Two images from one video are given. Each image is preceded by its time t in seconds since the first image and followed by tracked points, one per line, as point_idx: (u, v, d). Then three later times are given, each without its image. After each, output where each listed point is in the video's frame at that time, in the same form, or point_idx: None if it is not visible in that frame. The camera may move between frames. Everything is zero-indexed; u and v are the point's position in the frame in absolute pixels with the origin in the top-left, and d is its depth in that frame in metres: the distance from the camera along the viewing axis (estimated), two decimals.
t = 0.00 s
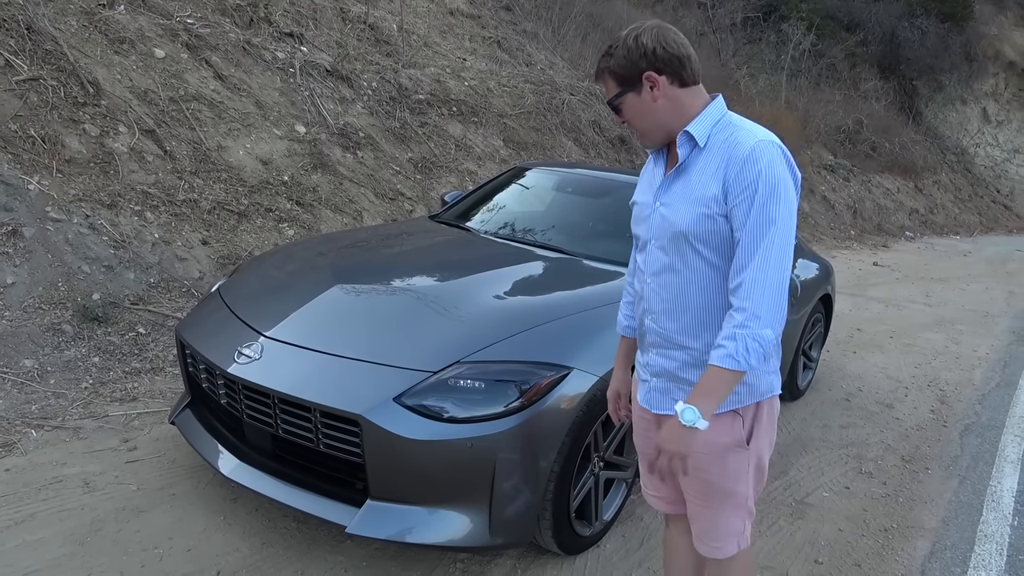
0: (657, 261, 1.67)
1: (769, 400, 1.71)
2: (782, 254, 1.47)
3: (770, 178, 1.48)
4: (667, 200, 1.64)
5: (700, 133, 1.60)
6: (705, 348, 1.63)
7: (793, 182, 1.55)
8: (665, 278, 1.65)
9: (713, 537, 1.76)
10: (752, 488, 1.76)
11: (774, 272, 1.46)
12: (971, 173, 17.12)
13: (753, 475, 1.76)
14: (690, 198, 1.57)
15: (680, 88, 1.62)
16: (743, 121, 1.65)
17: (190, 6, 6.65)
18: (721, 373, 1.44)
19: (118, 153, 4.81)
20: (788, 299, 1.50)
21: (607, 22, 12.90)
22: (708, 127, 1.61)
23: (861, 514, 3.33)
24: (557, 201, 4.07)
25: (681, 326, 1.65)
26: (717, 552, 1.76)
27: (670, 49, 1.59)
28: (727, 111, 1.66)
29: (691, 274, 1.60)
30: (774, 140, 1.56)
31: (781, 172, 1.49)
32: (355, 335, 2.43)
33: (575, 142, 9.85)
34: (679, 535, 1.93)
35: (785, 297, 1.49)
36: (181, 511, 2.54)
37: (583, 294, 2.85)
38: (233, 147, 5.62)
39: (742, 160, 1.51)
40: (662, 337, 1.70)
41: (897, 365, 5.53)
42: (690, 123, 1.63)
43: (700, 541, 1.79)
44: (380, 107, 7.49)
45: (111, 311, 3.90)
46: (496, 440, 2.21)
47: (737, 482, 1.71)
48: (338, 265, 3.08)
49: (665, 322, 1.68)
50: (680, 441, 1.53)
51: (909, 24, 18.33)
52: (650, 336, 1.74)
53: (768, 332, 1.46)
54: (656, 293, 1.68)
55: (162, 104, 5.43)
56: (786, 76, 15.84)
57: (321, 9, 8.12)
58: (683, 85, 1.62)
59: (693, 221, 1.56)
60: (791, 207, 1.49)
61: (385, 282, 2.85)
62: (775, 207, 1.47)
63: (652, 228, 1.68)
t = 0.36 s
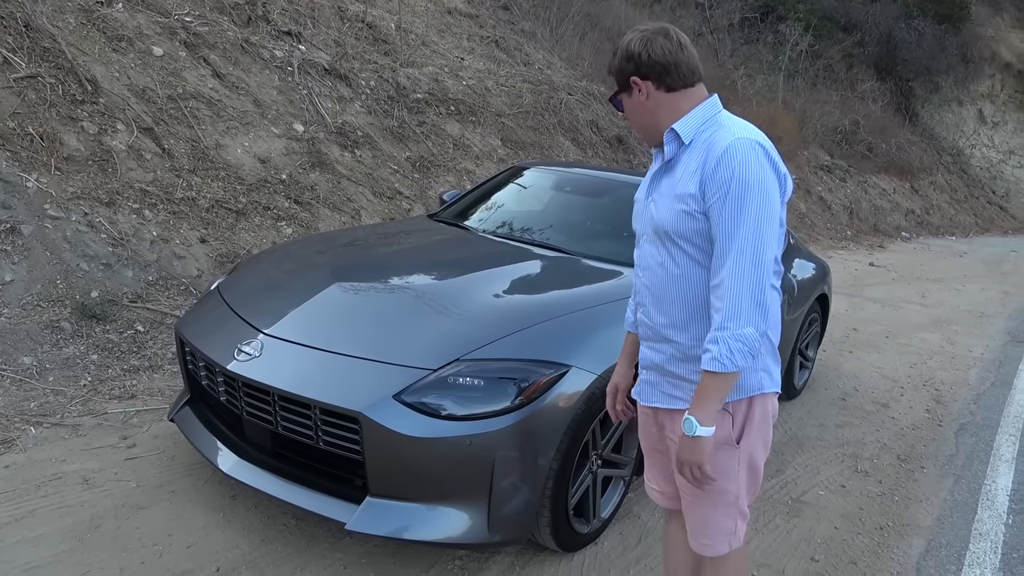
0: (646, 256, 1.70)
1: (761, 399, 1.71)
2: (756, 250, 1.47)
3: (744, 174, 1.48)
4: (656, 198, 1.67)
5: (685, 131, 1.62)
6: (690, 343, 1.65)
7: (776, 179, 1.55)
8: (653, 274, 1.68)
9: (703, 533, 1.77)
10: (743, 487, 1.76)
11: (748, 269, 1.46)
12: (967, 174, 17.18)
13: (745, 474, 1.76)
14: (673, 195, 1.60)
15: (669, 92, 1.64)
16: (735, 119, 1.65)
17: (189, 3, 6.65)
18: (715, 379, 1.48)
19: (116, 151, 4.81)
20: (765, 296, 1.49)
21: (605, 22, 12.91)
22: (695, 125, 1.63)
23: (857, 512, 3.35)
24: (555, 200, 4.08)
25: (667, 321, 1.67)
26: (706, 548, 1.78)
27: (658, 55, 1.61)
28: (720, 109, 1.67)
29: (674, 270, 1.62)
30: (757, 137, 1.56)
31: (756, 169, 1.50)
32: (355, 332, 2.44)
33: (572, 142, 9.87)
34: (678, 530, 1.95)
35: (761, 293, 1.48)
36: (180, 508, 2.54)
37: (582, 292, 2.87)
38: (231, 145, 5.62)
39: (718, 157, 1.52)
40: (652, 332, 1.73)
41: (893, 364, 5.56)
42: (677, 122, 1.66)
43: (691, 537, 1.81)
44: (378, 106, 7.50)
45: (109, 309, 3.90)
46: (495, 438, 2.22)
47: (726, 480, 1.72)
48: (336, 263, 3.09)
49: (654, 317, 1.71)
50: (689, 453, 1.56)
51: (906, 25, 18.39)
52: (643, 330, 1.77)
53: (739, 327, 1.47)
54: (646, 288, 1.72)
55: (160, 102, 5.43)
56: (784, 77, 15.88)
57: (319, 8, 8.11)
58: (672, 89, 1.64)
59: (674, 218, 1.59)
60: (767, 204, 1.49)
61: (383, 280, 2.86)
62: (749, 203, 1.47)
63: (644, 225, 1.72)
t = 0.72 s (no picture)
0: (650, 255, 1.72)
1: (764, 397, 1.72)
2: (755, 247, 1.48)
3: (744, 172, 1.50)
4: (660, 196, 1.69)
5: (688, 131, 1.64)
6: (693, 340, 1.67)
7: (777, 179, 1.56)
8: (656, 271, 1.70)
9: (706, 530, 1.79)
10: (748, 486, 1.78)
11: (746, 266, 1.48)
12: (963, 175, 17.26)
13: (749, 473, 1.78)
14: (675, 193, 1.62)
15: (674, 93, 1.66)
16: (739, 119, 1.67)
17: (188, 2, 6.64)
18: (708, 372, 1.50)
19: (117, 149, 4.81)
20: (765, 293, 1.50)
21: (604, 22, 12.92)
22: (697, 125, 1.64)
23: (856, 511, 3.37)
24: (557, 200, 4.09)
25: (670, 318, 1.69)
26: (710, 545, 1.80)
27: (664, 57, 1.63)
28: (725, 110, 1.68)
29: (676, 267, 1.63)
30: (758, 136, 1.57)
31: (757, 168, 1.51)
32: (360, 330, 2.46)
33: (571, 142, 9.89)
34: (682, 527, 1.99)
35: (760, 290, 1.49)
36: (185, 504, 2.55)
37: (586, 291, 2.89)
38: (232, 144, 5.62)
39: (718, 156, 1.54)
40: (656, 329, 1.75)
41: (890, 365, 5.59)
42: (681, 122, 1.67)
43: (696, 534, 1.82)
44: (377, 105, 7.50)
45: (111, 307, 3.90)
46: (500, 436, 2.24)
47: (730, 479, 1.74)
48: (340, 262, 3.10)
49: (658, 314, 1.73)
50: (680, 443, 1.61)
51: (903, 27, 18.46)
52: (648, 327, 1.79)
53: (737, 324, 1.48)
54: (650, 286, 1.74)
55: (161, 100, 5.43)
56: (781, 78, 15.92)
57: (318, 7, 8.11)
58: (677, 90, 1.65)
59: (675, 216, 1.61)
60: (767, 202, 1.50)
61: (384, 279, 2.88)
62: (747, 202, 1.49)
63: (648, 224, 1.74)
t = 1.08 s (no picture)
0: (658, 251, 1.76)
1: (772, 390, 1.76)
2: (761, 242, 1.52)
3: (752, 170, 1.54)
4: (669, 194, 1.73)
5: (696, 130, 1.68)
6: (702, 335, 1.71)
7: (784, 177, 1.60)
8: (664, 268, 1.74)
9: (713, 521, 1.83)
10: (754, 477, 1.82)
11: (754, 261, 1.51)
12: (958, 174, 17.36)
13: (755, 464, 1.82)
14: (684, 191, 1.66)
15: (683, 92, 1.69)
16: (745, 119, 1.70)
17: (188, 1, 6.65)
18: (710, 362, 1.53)
19: (120, 147, 4.83)
20: (770, 288, 1.54)
21: (600, 20, 12.95)
22: (706, 125, 1.68)
23: (855, 504, 3.42)
24: (558, 198, 4.13)
25: (678, 313, 1.73)
26: (717, 535, 1.84)
27: (675, 56, 1.66)
28: (732, 110, 1.72)
29: (685, 263, 1.68)
30: (766, 135, 1.61)
31: (764, 166, 1.55)
32: (369, 326, 2.49)
33: (569, 140, 9.92)
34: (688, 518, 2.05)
35: (766, 285, 1.53)
36: (195, 499, 2.59)
37: (590, 288, 2.93)
38: (233, 142, 5.64)
39: (726, 154, 1.58)
40: (665, 324, 1.79)
41: (887, 361, 5.64)
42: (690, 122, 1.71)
43: (703, 524, 1.87)
44: (377, 104, 7.53)
45: (116, 305, 3.93)
46: (508, 430, 2.27)
47: (737, 470, 1.78)
48: (347, 259, 3.14)
49: (667, 310, 1.76)
50: (679, 425, 1.65)
51: (898, 26, 18.55)
52: (657, 323, 1.83)
53: (744, 317, 1.52)
54: (659, 282, 1.78)
55: (162, 99, 5.44)
56: (777, 77, 15.98)
57: (316, 6, 8.12)
58: (687, 90, 1.69)
59: (685, 213, 1.64)
60: (774, 198, 1.54)
61: (385, 276, 2.91)
62: (755, 198, 1.53)
63: (656, 221, 1.78)
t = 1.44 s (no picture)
0: (659, 239, 1.80)
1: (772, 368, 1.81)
2: (772, 224, 1.58)
3: (756, 155, 1.60)
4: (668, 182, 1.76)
5: (694, 120, 1.73)
6: (709, 317, 1.76)
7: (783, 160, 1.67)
8: (667, 255, 1.78)
9: (717, 499, 1.90)
10: (756, 454, 1.88)
11: (766, 242, 1.57)
12: (943, 164, 17.54)
13: (757, 442, 1.87)
14: (687, 178, 1.70)
15: (681, 81, 1.74)
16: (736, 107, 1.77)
17: None
18: (734, 343, 1.57)
19: (112, 142, 4.82)
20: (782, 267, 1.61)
21: (589, 13, 12.96)
22: (701, 114, 1.73)
23: (846, 486, 3.50)
24: (551, 189, 4.18)
25: (684, 298, 1.77)
26: (721, 513, 1.91)
27: (673, 47, 1.72)
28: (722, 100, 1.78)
29: (691, 248, 1.72)
30: (762, 121, 1.68)
31: (767, 150, 1.61)
32: (369, 315, 2.53)
33: (559, 133, 9.95)
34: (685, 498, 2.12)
35: (778, 264, 1.60)
36: (199, 489, 2.65)
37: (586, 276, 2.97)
38: (225, 137, 5.64)
39: (730, 141, 1.63)
40: (668, 310, 1.82)
41: (875, 348, 5.73)
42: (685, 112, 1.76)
43: (706, 503, 1.93)
44: (367, 98, 7.53)
45: (112, 299, 3.95)
46: (508, 416, 2.32)
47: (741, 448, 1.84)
48: (345, 251, 3.18)
49: (671, 296, 1.80)
50: (717, 414, 1.63)
51: (883, 18, 18.68)
52: (658, 309, 1.87)
53: (762, 296, 1.57)
54: (661, 269, 1.81)
55: (154, 94, 5.43)
56: (764, 69, 16.07)
57: None
58: (683, 79, 1.74)
59: (691, 200, 1.68)
60: (778, 181, 1.61)
61: (381, 267, 2.95)
62: (763, 182, 1.59)
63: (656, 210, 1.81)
